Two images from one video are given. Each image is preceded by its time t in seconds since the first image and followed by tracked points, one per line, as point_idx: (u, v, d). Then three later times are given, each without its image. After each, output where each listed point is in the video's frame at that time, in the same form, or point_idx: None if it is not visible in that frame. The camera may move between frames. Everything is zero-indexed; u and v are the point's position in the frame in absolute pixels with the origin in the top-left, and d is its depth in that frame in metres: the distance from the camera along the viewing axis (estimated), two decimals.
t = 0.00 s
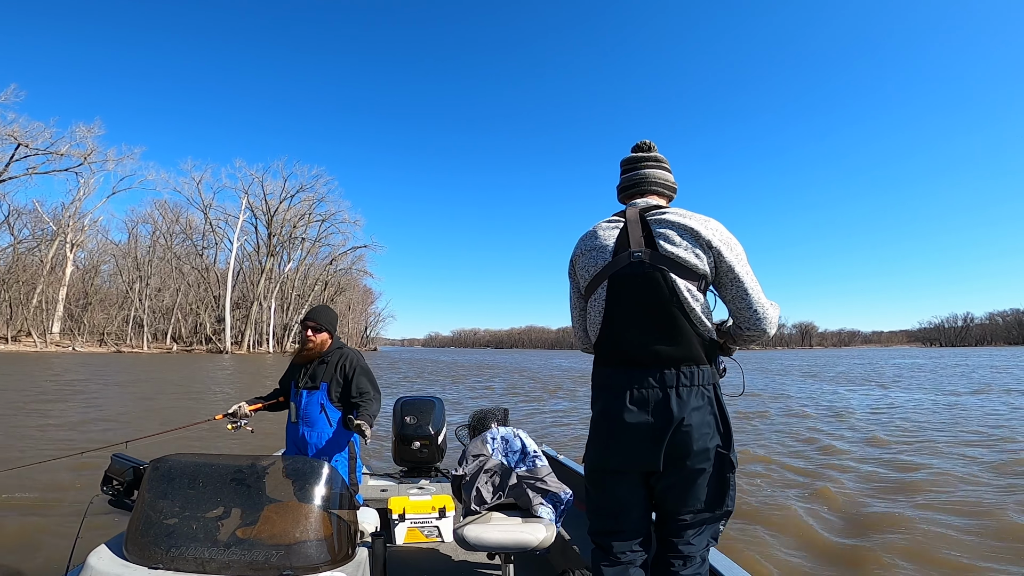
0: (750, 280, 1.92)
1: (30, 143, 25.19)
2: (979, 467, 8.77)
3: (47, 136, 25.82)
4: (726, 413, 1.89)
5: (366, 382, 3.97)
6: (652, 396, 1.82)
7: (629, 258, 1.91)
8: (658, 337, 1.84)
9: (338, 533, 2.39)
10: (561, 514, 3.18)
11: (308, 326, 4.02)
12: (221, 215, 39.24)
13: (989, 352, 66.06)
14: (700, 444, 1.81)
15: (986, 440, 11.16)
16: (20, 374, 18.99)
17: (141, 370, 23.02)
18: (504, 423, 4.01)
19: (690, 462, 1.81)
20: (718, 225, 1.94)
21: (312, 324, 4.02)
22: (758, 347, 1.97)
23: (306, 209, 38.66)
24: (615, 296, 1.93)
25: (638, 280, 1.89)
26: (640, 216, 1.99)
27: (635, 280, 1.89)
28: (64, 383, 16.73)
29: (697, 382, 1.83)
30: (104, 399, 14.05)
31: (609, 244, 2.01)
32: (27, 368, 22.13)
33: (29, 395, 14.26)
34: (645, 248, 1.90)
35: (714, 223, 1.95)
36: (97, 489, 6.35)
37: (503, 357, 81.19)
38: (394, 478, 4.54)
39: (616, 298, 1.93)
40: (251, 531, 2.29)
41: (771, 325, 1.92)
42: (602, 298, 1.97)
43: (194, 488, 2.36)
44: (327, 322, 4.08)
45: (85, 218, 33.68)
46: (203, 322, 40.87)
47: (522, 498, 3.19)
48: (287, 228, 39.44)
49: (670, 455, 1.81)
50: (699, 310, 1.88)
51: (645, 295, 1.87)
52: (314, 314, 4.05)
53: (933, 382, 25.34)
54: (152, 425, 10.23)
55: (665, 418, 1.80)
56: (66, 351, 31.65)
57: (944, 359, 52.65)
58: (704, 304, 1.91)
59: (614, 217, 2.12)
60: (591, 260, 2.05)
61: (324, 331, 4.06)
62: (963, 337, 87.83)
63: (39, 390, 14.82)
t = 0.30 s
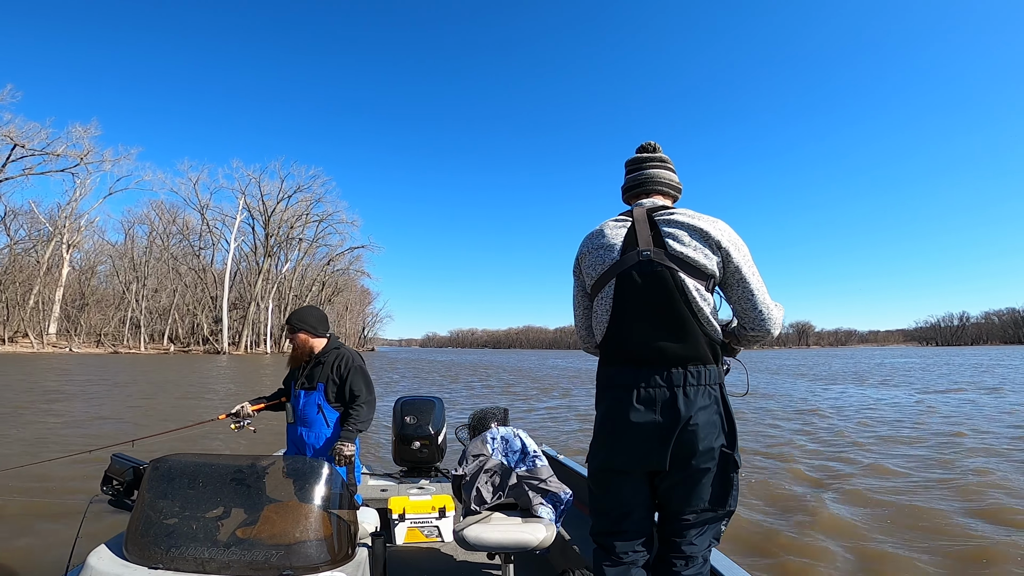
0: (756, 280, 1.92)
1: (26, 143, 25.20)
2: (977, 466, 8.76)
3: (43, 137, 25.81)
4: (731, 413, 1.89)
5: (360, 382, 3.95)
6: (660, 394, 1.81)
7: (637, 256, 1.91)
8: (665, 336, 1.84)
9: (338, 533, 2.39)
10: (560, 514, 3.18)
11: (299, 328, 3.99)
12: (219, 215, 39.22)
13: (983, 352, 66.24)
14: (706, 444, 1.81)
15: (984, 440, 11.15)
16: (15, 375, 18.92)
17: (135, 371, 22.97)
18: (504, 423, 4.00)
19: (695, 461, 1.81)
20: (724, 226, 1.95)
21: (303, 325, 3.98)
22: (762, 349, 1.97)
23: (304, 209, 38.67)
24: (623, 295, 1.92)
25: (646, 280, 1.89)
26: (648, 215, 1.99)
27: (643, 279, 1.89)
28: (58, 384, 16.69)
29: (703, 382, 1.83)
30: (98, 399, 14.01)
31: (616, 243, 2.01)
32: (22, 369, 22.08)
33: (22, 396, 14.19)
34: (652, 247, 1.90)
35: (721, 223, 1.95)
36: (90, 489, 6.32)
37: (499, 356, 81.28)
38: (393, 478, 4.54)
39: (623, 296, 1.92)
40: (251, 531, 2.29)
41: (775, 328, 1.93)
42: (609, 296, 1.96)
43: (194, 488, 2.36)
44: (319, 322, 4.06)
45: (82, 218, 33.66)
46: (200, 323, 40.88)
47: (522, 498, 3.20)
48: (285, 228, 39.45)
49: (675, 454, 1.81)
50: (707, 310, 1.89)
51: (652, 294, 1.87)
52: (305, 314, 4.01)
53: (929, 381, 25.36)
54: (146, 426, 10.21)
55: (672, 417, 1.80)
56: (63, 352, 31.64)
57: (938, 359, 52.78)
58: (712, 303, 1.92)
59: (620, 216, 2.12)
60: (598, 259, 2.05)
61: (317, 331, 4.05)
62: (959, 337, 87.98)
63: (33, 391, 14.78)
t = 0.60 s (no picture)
0: (759, 281, 1.90)
1: (22, 142, 25.13)
2: (975, 466, 8.77)
3: (40, 135, 25.76)
4: (732, 413, 1.89)
5: (354, 381, 3.90)
6: (658, 394, 1.82)
7: (639, 256, 1.92)
8: (665, 337, 1.84)
9: (338, 532, 2.39)
10: (561, 514, 3.18)
11: (295, 328, 4.00)
12: (216, 214, 39.16)
13: (979, 352, 66.29)
14: (706, 445, 1.81)
15: (981, 440, 11.18)
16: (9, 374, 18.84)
17: (130, 370, 22.89)
18: (504, 423, 4.00)
19: (695, 462, 1.81)
20: (728, 226, 1.93)
21: (298, 326, 3.99)
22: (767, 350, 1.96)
23: (301, 209, 38.63)
24: (624, 294, 1.93)
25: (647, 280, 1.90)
26: (651, 215, 2.00)
27: (643, 278, 1.90)
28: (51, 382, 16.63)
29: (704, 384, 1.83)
30: (91, 398, 13.95)
31: (620, 243, 2.02)
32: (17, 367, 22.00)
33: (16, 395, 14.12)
34: (653, 247, 1.91)
35: (725, 224, 1.94)
36: (84, 489, 6.29)
37: (495, 356, 81.25)
38: (393, 478, 4.54)
39: (624, 295, 1.93)
40: (251, 531, 2.29)
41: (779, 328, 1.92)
42: (611, 296, 1.98)
43: (194, 488, 2.36)
44: (315, 322, 4.04)
45: (78, 217, 33.61)
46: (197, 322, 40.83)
47: (522, 498, 3.20)
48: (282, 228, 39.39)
49: (675, 454, 1.81)
50: (708, 310, 1.88)
51: (652, 292, 1.88)
52: (300, 314, 4.00)
53: (925, 382, 25.40)
54: (140, 426, 10.16)
55: (670, 418, 1.80)
56: (60, 351, 31.60)
57: (932, 358, 52.84)
58: (714, 304, 1.90)
59: (626, 217, 2.13)
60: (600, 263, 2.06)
61: (312, 331, 4.04)
62: (954, 337, 88.06)
63: (26, 390, 14.71)
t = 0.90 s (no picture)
0: (741, 275, 1.81)
1: (18, 142, 25.11)
2: (972, 465, 8.77)
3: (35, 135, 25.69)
4: (718, 411, 1.84)
5: (354, 382, 3.89)
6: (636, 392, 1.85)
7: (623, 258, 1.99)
8: (642, 335, 1.88)
9: (338, 533, 2.39)
10: (561, 514, 3.18)
11: (294, 329, 4.00)
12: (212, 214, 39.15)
13: (972, 351, 66.50)
14: (686, 444, 1.79)
15: (978, 438, 11.19)
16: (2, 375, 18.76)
17: (124, 370, 22.87)
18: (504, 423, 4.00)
19: (677, 461, 1.80)
20: (714, 222, 1.89)
21: (298, 326, 3.99)
22: (756, 347, 1.86)
23: (297, 209, 38.65)
24: (609, 296, 2.01)
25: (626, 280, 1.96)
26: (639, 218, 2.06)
27: (623, 278, 1.97)
28: (45, 383, 16.61)
29: (686, 382, 1.81)
30: (85, 398, 13.95)
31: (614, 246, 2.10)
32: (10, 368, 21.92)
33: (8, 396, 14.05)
34: (635, 249, 1.97)
35: (711, 220, 1.90)
36: (80, 490, 6.27)
37: (490, 355, 81.32)
38: (393, 478, 4.54)
39: (609, 296, 2.02)
40: (251, 531, 2.29)
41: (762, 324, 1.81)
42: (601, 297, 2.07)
43: (194, 488, 2.36)
44: (314, 322, 4.04)
45: (74, 217, 33.58)
46: (193, 322, 40.83)
47: (522, 498, 3.20)
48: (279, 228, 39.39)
49: (656, 452, 1.81)
50: (688, 307, 1.85)
51: (632, 292, 1.94)
52: (299, 315, 4.00)
53: (920, 381, 25.45)
54: (134, 426, 10.16)
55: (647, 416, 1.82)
56: (56, 351, 31.55)
57: (924, 357, 52.98)
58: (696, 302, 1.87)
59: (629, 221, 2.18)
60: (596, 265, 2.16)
61: (311, 331, 4.04)
62: (949, 336, 88.29)
63: (19, 390, 14.65)
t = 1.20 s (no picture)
0: (701, 270, 1.73)
1: (12, 141, 25.00)
2: (969, 464, 8.76)
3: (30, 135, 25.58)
4: (693, 412, 1.78)
5: (358, 383, 3.92)
6: (615, 392, 1.93)
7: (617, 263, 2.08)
8: (620, 336, 1.96)
9: (338, 533, 2.39)
10: (561, 514, 3.18)
11: (298, 328, 4.01)
12: (208, 213, 39.04)
13: (964, 350, 66.67)
14: (655, 446, 1.79)
15: (974, 437, 11.20)
16: None
17: (117, 369, 22.80)
18: (504, 424, 4.00)
19: (649, 463, 1.81)
20: (690, 216, 1.84)
21: (302, 326, 3.99)
22: (725, 349, 1.74)
23: (294, 208, 38.59)
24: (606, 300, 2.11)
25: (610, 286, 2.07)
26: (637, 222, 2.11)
27: (614, 283, 2.06)
28: (36, 383, 16.47)
29: (657, 387, 1.81)
30: (77, 397, 13.88)
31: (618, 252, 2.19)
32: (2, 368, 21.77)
33: None
34: (625, 253, 2.05)
35: (691, 214, 1.85)
36: (74, 491, 6.23)
37: (485, 354, 81.39)
38: (393, 478, 4.53)
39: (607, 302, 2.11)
40: (251, 531, 2.29)
41: (721, 322, 1.70)
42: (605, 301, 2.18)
43: (194, 488, 2.36)
44: (316, 322, 4.04)
45: (68, 217, 33.45)
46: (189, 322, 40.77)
47: (522, 498, 3.21)
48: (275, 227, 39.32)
49: (631, 453, 1.85)
50: (656, 305, 1.85)
51: (617, 294, 2.03)
52: (303, 314, 4.00)
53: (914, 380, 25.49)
54: (126, 426, 10.11)
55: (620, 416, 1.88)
56: (51, 351, 31.44)
57: (917, 356, 52.96)
58: (666, 302, 1.85)
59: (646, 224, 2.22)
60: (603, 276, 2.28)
61: (313, 332, 4.04)
62: (943, 335, 88.45)
63: (9, 391, 14.52)
